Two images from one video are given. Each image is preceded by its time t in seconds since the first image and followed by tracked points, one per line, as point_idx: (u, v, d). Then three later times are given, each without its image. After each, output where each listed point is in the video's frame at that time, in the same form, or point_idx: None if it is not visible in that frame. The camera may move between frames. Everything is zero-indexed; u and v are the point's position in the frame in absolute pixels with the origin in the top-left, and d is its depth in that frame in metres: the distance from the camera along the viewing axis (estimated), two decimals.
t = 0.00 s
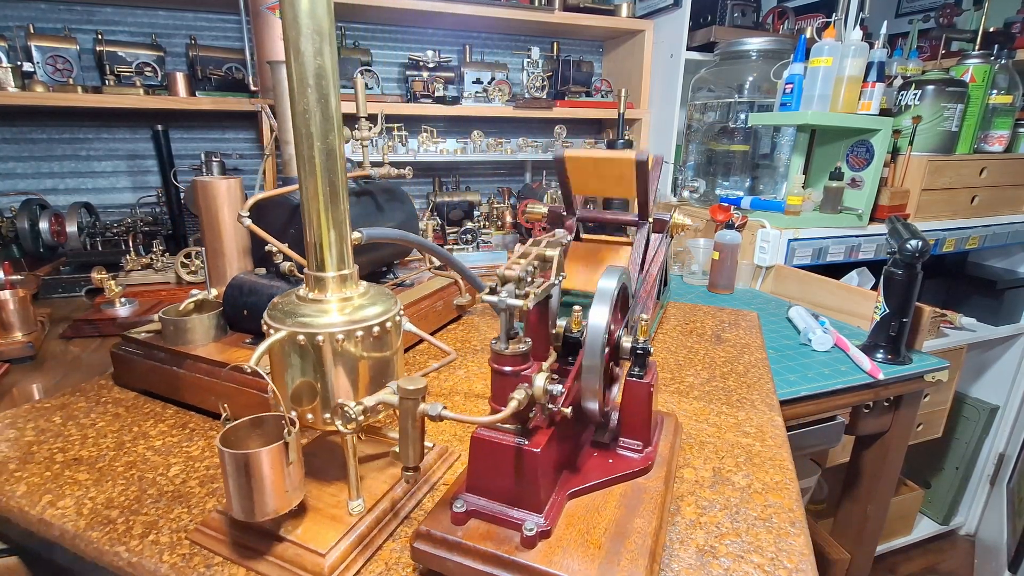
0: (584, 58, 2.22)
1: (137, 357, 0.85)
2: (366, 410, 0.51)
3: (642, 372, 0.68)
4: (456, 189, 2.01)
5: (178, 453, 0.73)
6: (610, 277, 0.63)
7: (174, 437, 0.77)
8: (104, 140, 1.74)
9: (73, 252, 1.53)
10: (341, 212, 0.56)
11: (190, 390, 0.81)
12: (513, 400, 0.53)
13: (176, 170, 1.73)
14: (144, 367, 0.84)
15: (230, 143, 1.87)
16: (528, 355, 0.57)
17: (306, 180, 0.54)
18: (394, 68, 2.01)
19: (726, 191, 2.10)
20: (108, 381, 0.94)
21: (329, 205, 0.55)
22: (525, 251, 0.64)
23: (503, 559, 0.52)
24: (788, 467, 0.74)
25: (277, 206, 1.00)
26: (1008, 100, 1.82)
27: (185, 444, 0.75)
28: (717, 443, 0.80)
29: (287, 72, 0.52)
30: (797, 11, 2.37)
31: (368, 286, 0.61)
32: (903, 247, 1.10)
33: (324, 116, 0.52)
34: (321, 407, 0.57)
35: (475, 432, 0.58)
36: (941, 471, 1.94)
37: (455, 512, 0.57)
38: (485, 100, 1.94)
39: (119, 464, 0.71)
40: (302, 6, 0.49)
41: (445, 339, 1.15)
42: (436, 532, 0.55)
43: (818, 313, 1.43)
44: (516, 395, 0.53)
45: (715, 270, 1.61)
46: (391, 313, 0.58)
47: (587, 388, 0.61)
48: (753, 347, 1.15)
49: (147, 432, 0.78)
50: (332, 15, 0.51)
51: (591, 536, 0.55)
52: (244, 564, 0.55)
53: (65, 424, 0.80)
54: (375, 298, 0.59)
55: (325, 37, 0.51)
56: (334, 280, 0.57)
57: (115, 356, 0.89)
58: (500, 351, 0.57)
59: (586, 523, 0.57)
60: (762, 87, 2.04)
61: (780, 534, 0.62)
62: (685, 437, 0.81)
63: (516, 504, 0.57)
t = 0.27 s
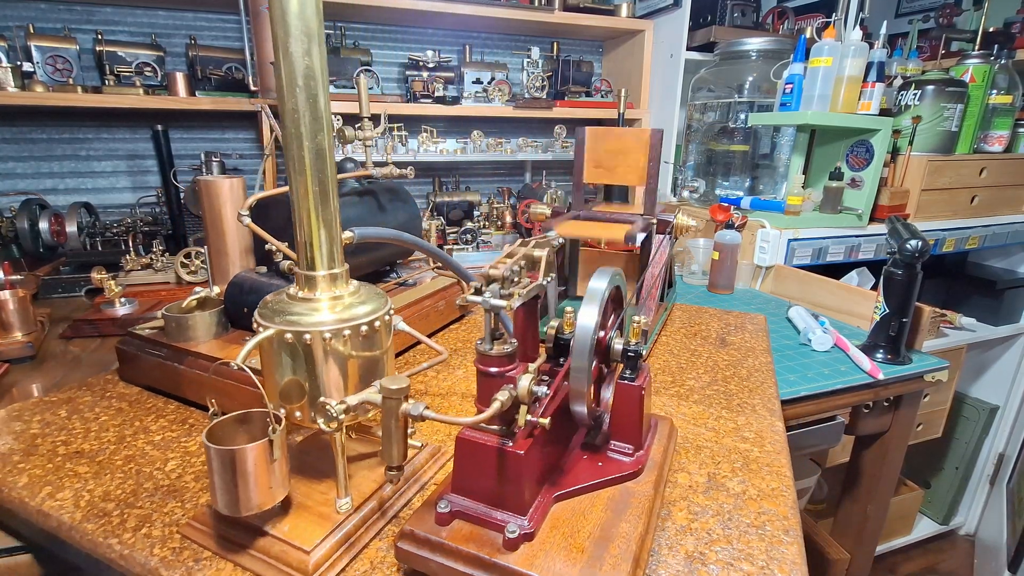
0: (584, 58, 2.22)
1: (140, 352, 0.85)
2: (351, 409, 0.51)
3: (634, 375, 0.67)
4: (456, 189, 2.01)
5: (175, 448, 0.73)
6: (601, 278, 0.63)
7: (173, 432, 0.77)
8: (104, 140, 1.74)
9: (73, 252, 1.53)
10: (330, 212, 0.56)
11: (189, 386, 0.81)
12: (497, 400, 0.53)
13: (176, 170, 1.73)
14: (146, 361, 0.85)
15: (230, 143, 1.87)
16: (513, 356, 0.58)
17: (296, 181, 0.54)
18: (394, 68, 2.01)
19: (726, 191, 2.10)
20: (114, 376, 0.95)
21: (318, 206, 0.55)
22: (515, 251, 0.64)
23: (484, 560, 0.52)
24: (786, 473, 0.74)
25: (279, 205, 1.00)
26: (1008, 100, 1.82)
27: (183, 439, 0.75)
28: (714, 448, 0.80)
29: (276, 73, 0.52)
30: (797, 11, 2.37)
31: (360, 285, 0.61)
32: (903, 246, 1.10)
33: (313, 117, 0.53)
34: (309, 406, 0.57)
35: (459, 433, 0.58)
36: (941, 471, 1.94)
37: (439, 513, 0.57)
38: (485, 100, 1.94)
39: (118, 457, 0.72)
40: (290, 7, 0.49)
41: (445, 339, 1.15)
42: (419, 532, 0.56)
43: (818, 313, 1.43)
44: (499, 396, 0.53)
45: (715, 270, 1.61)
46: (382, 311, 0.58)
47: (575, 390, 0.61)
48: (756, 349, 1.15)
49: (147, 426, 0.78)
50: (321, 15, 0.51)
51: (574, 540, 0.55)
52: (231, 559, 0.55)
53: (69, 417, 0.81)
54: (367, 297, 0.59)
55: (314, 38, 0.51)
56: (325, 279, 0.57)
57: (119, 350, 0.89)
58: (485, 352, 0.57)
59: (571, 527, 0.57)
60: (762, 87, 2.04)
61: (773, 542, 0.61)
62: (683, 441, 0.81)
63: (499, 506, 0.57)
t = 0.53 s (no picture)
0: (584, 58, 2.22)
1: (143, 349, 0.86)
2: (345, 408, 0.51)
3: (627, 376, 0.68)
4: (456, 189, 2.01)
5: (174, 445, 0.73)
6: (595, 278, 0.63)
7: (173, 429, 0.77)
8: (103, 140, 1.74)
9: (73, 252, 1.53)
10: (324, 212, 0.56)
11: (190, 383, 0.81)
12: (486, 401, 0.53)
13: (176, 170, 1.73)
14: (149, 359, 0.85)
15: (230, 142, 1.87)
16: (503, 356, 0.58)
17: (290, 180, 0.54)
18: (394, 68, 2.01)
19: (725, 191, 2.10)
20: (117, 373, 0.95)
21: (312, 205, 0.55)
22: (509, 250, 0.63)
23: (473, 561, 0.52)
24: (784, 477, 0.74)
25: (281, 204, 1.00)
26: (1008, 100, 1.82)
27: (183, 436, 0.75)
28: (712, 451, 0.80)
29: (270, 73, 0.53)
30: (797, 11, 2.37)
31: (354, 284, 0.61)
32: (903, 246, 1.10)
33: (307, 117, 0.53)
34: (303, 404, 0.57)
35: (450, 433, 0.58)
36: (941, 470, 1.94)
37: (429, 513, 0.57)
38: (485, 100, 1.94)
39: (118, 453, 0.72)
40: (284, 7, 0.49)
41: (446, 339, 1.15)
42: (408, 531, 0.56)
43: (818, 313, 1.43)
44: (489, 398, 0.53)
45: (715, 270, 1.61)
46: (376, 311, 0.58)
47: (567, 391, 0.61)
48: (760, 352, 1.14)
49: (148, 423, 0.78)
50: (314, 16, 0.52)
51: (564, 543, 0.55)
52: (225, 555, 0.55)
53: (72, 413, 0.81)
54: (361, 297, 0.59)
55: (307, 38, 0.51)
56: (319, 279, 0.57)
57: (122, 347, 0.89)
58: (475, 352, 0.57)
59: (561, 528, 0.57)
60: (761, 87, 2.04)
61: (767, 546, 0.61)
62: (680, 444, 0.81)
63: (489, 506, 0.57)
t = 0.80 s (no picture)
0: (583, 58, 2.22)
1: (146, 346, 0.86)
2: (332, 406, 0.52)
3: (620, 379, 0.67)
4: (456, 189, 2.01)
5: (173, 440, 0.73)
6: (586, 280, 0.64)
7: (173, 424, 0.77)
8: (103, 140, 1.74)
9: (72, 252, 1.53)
10: (315, 211, 0.56)
11: (191, 379, 0.81)
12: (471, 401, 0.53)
13: (176, 170, 1.73)
14: (152, 354, 0.85)
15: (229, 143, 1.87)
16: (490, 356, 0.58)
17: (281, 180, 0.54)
18: (394, 68, 2.01)
19: (725, 191, 2.09)
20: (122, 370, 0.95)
21: (304, 205, 0.55)
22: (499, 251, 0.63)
23: (456, 561, 0.52)
24: (781, 484, 0.74)
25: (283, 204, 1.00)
26: (1007, 100, 1.82)
27: (183, 431, 0.75)
28: (708, 455, 0.79)
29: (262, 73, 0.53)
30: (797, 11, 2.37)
31: (346, 284, 0.61)
32: (902, 246, 1.10)
33: (298, 117, 0.53)
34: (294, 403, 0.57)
35: (437, 433, 0.58)
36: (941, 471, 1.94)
37: (415, 513, 0.57)
38: (485, 100, 1.94)
39: (118, 448, 0.72)
40: (276, 7, 0.49)
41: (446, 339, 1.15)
42: (393, 530, 0.56)
43: (818, 313, 1.43)
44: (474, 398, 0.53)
45: (715, 270, 1.61)
46: (369, 309, 0.58)
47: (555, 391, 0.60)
48: (763, 355, 1.13)
49: (149, 418, 0.78)
50: (306, 15, 0.52)
51: (548, 545, 0.55)
52: (215, 551, 0.55)
53: (76, 407, 0.81)
54: (353, 296, 0.59)
55: (299, 38, 0.51)
56: (311, 278, 0.57)
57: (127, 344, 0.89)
58: (462, 352, 0.57)
59: (546, 531, 0.57)
60: (761, 87, 2.04)
61: (759, 553, 0.61)
62: (677, 448, 0.81)
63: (475, 507, 0.57)
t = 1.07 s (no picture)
0: (583, 58, 2.22)
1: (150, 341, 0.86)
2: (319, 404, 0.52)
3: (609, 381, 0.67)
4: (456, 189, 2.01)
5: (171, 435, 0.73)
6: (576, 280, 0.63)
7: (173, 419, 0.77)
8: (103, 140, 1.74)
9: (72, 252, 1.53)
10: (306, 210, 0.57)
11: (192, 375, 0.81)
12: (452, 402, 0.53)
13: (175, 170, 1.73)
14: (156, 350, 0.85)
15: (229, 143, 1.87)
16: (473, 356, 0.58)
17: (272, 179, 0.55)
18: (394, 68, 2.00)
19: (725, 191, 2.09)
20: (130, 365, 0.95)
21: (295, 205, 0.56)
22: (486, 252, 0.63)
23: (434, 562, 0.52)
24: (775, 491, 0.73)
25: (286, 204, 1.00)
26: (1007, 100, 1.82)
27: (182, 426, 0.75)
28: (704, 461, 0.79)
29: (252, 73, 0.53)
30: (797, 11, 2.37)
31: (338, 282, 0.61)
32: (902, 246, 1.10)
33: (288, 117, 0.53)
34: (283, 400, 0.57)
35: (420, 434, 0.58)
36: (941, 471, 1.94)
37: (397, 513, 0.57)
38: (485, 100, 1.94)
39: (118, 442, 0.72)
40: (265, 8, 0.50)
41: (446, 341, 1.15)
42: (375, 529, 0.56)
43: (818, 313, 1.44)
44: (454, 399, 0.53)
45: (714, 270, 1.61)
46: (360, 307, 0.58)
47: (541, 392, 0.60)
48: (768, 360, 1.13)
49: (151, 413, 0.78)
50: (295, 17, 0.52)
51: (529, 548, 0.55)
52: (205, 546, 0.56)
53: (83, 401, 0.82)
54: (345, 294, 0.59)
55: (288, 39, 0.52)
56: (303, 276, 0.57)
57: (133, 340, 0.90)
58: (444, 352, 0.57)
59: (528, 534, 0.56)
60: (761, 87, 2.04)
61: (748, 561, 0.60)
62: (672, 453, 0.81)
63: (456, 509, 0.57)
